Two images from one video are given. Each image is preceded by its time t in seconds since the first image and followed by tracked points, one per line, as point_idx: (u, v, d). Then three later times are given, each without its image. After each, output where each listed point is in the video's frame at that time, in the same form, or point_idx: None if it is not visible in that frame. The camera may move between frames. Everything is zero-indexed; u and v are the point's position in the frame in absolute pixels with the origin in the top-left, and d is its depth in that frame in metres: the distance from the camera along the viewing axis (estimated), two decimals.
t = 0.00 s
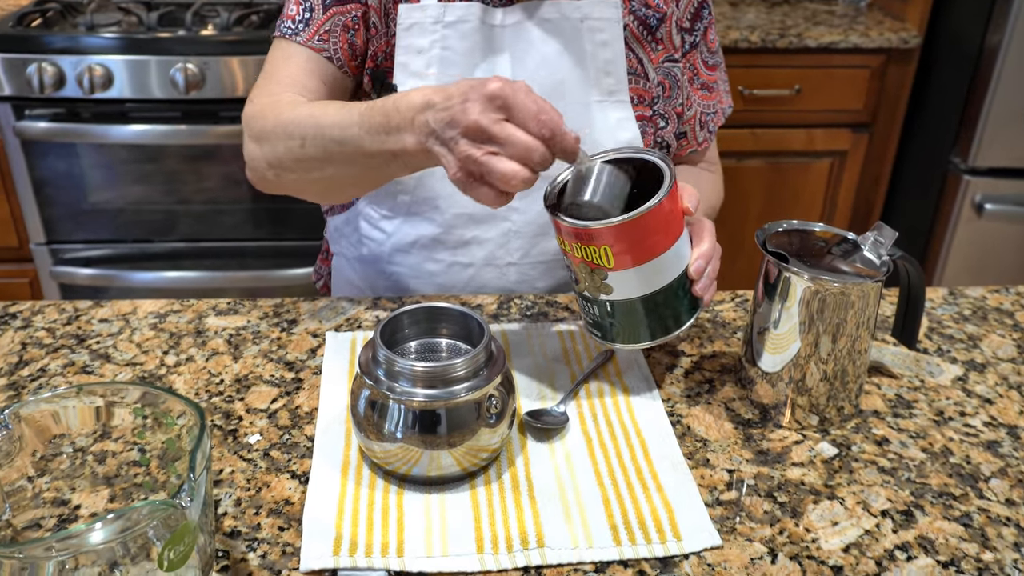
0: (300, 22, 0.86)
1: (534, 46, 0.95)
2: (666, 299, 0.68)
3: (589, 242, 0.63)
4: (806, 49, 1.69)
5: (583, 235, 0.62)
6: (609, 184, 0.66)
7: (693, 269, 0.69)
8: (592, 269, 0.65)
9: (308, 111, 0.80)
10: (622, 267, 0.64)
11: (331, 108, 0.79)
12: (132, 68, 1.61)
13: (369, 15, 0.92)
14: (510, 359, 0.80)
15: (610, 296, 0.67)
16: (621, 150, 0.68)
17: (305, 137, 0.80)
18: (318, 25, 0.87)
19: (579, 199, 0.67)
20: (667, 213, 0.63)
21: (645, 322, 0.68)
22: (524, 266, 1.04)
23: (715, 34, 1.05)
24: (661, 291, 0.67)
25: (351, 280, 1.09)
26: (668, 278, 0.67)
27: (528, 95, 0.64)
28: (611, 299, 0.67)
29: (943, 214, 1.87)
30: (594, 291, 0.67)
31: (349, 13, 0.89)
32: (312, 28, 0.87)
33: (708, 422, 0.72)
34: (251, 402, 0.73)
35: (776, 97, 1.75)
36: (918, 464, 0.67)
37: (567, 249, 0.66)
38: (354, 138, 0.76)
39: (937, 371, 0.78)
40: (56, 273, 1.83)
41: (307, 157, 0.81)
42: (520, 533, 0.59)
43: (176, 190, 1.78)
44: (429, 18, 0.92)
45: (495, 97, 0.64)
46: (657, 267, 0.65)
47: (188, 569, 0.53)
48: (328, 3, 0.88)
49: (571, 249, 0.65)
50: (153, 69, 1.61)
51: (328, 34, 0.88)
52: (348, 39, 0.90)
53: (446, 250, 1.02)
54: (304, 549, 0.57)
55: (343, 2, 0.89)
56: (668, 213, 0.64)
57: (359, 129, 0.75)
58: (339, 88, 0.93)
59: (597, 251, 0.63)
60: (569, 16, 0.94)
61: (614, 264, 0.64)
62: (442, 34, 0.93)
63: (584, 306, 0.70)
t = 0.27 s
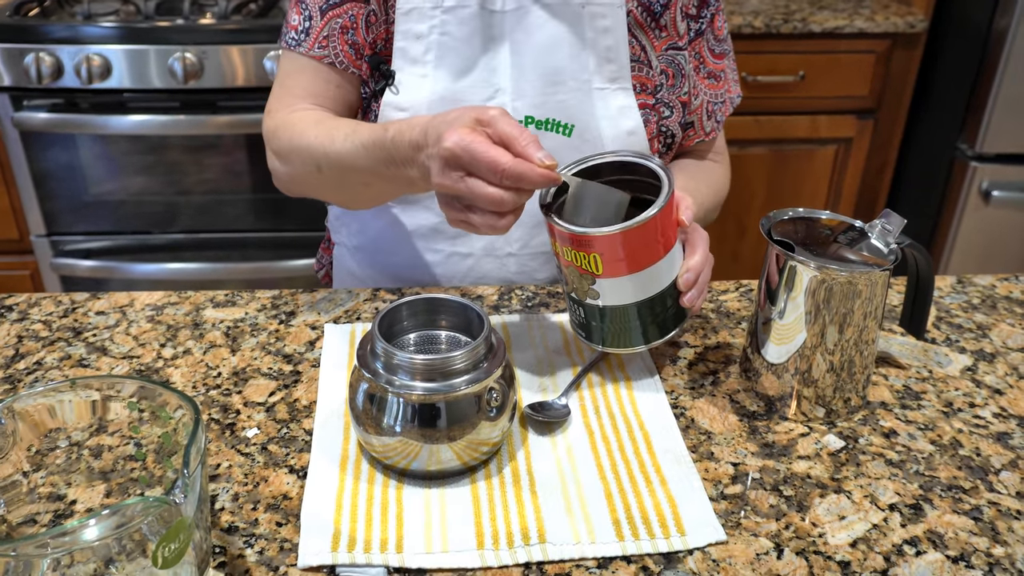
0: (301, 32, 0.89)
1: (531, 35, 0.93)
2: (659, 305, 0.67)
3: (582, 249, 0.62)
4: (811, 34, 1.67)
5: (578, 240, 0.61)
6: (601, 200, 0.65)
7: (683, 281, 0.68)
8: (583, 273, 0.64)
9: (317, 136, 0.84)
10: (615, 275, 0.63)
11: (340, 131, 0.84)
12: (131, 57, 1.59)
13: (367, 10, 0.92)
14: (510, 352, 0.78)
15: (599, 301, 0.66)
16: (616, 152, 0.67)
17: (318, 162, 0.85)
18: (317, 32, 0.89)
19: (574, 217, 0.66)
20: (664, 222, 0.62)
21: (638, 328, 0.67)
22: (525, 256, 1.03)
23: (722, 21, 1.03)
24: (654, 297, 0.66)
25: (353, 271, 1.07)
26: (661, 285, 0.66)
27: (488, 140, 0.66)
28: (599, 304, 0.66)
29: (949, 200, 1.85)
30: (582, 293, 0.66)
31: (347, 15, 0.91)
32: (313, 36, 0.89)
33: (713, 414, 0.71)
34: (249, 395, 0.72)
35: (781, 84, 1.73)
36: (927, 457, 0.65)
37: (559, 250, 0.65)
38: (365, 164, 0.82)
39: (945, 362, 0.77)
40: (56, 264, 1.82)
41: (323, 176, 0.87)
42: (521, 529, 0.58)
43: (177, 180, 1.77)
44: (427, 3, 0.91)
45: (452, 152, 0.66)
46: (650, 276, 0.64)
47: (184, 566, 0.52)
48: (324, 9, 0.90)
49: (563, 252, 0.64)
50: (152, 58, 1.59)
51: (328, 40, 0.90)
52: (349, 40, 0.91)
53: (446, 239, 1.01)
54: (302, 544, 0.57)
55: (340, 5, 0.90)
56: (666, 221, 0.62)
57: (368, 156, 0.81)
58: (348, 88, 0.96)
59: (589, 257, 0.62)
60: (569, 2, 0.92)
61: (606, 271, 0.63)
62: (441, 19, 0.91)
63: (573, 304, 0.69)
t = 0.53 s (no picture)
0: (302, 24, 0.88)
1: (538, 25, 0.91)
2: (668, 298, 0.66)
3: (585, 237, 0.61)
4: (818, 22, 1.64)
5: (580, 230, 0.60)
6: (594, 183, 0.64)
7: (691, 266, 0.66)
8: (588, 264, 0.63)
9: (320, 137, 0.87)
10: (620, 264, 0.62)
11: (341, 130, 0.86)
12: (133, 49, 1.58)
13: None
14: (512, 344, 0.77)
15: (607, 292, 0.64)
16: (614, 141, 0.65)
17: (325, 161, 0.88)
18: (317, 24, 0.88)
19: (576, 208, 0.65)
20: (665, 208, 0.61)
21: (645, 320, 0.66)
22: (528, 248, 1.02)
23: (732, 9, 1.00)
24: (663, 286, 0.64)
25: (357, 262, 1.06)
26: (667, 275, 0.64)
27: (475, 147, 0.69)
28: (606, 295, 0.65)
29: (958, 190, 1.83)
30: (589, 286, 0.65)
31: (347, 4, 0.89)
32: (313, 28, 0.88)
33: (717, 407, 0.70)
34: (247, 388, 0.71)
35: (787, 73, 1.71)
36: (936, 449, 0.64)
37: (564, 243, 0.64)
38: (369, 161, 0.85)
39: (955, 352, 0.76)
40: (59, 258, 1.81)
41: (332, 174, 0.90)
42: (522, 523, 0.57)
43: (179, 172, 1.76)
44: None
45: (442, 164, 0.69)
46: (656, 265, 0.63)
47: (178, 562, 0.51)
48: None
49: (568, 244, 0.63)
50: (154, 49, 1.58)
51: (328, 32, 0.89)
52: (349, 30, 0.90)
53: (450, 231, 1.00)
54: (299, 540, 0.56)
55: None
56: (668, 207, 0.61)
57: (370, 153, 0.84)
58: (352, 79, 0.95)
59: (591, 246, 0.61)
60: None
61: (611, 260, 0.62)
62: (445, 5, 0.90)
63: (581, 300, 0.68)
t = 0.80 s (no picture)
0: (302, 13, 0.87)
1: (544, 12, 0.89)
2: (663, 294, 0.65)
3: (581, 233, 0.59)
4: (824, 10, 1.62)
5: (578, 225, 0.59)
6: (592, 172, 0.61)
7: (685, 271, 0.65)
8: (579, 261, 0.62)
9: (318, 130, 0.86)
10: (616, 262, 0.61)
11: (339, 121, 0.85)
12: (135, 40, 1.56)
13: None
14: (513, 337, 0.76)
15: (598, 288, 0.63)
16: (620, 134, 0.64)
17: (325, 154, 0.87)
18: (317, 13, 0.87)
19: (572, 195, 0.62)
20: (666, 207, 0.60)
21: (640, 318, 0.65)
22: (531, 239, 1.01)
23: None
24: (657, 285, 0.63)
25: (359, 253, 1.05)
26: (664, 273, 0.63)
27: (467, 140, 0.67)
28: (597, 292, 0.64)
29: (965, 180, 1.83)
30: (579, 281, 0.64)
31: None
32: (313, 17, 0.87)
33: (722, 399, 0.69)
34: (245, 381, 0.71)
35: (793, 61, 1.69)
36: (944, 443, 0.63)
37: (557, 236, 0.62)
38: (368, 153, 0.85)
39: (964, 344, 0.74)
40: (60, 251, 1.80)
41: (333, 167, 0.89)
42: (523, 519, 0.56)
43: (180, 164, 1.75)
44: None
45: (436, 160, 0.67)
46: (652, 264, 0.62)
47: (172, 559, 0.50)
48: None
49: (562, 237, 0.61)
50: (155, 40, 1.57)
51: (327, 21, 0.87)
52: (348, 20, 0.88)
53: (452, 223, 0.99)
54: (296, 536, 0.55)
55: None
56: (668, 206, 0.60)
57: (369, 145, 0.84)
58: (352, 69, 0.94)
59: (587, 244, 0.60)
60: None
61: (607, 258, 0.61)
62: None
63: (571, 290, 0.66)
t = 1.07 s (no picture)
0: (293, 4, 0.88)
1: (534, 4, 0.89)
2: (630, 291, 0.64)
3: (542, 225, 0.58)
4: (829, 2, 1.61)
5: (539, 217, 0.58)
6: (560, 153, 0.59)
7: (652, 271, 0.64)
8: (542, 254, 0.61)
9: (298, 118, 0.85)
10: (577, 258, 0.60)
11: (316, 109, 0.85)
12: (136, 32, 1.56)
13: None
14: (515, 330, 0.76)
15: (561, 284, 0.62)
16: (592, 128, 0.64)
17: (305, 141, 0.87)
18: (307, 4, 0.87)
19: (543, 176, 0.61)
20: (631, 203, 0.59)
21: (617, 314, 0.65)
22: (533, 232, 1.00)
23: None
24: (623, 282, 0.63)
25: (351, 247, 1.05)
26: (634, 269, 0.62)
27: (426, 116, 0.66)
28: (558, 287, 0.63)
29: (969, 173, 1.83)
30: (544, 276, 0.63)
31: None
32: (304, 8, 0.88)
33: (725, 393, 0.68)
34: (245, 374, 0.70)
35: (796, 53, 1.68)
36: (949, 436, 0.63)
37: (521, 228, 0.61)
38: (345, 140, 0.84)
39: (968, 337, 0.74)
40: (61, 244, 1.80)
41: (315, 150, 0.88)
42: (525, 512, 0.56)
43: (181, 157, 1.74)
44: None
45: (393, 138, 0.66)
46: (612, 260, 0.61)
47: (173, 552, 0.50)
48: None
49: (525, 230, 0.60)
50: (156, 32, 1.56)
51: (318, 12, 0.88)
52: (340, 11, 0.89)
53: (442, 217, 0.99)
54: (297, 529, 0.55)
55: None
56: (634, 202, 0.59)
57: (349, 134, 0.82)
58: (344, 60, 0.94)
59: (547, 236, 0.59)
60: None
61: (567, 253, 0.60)
62: None
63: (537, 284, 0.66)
